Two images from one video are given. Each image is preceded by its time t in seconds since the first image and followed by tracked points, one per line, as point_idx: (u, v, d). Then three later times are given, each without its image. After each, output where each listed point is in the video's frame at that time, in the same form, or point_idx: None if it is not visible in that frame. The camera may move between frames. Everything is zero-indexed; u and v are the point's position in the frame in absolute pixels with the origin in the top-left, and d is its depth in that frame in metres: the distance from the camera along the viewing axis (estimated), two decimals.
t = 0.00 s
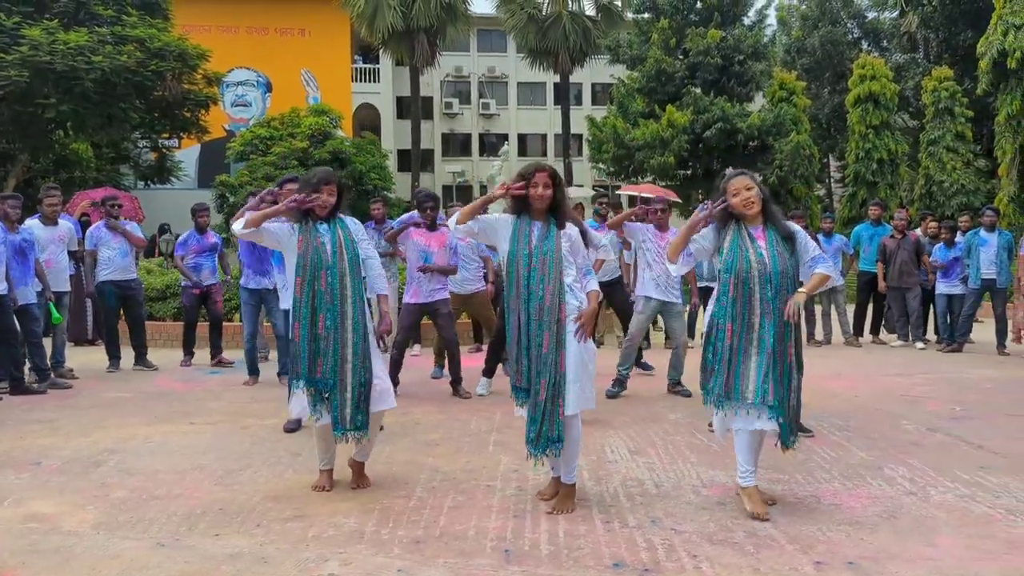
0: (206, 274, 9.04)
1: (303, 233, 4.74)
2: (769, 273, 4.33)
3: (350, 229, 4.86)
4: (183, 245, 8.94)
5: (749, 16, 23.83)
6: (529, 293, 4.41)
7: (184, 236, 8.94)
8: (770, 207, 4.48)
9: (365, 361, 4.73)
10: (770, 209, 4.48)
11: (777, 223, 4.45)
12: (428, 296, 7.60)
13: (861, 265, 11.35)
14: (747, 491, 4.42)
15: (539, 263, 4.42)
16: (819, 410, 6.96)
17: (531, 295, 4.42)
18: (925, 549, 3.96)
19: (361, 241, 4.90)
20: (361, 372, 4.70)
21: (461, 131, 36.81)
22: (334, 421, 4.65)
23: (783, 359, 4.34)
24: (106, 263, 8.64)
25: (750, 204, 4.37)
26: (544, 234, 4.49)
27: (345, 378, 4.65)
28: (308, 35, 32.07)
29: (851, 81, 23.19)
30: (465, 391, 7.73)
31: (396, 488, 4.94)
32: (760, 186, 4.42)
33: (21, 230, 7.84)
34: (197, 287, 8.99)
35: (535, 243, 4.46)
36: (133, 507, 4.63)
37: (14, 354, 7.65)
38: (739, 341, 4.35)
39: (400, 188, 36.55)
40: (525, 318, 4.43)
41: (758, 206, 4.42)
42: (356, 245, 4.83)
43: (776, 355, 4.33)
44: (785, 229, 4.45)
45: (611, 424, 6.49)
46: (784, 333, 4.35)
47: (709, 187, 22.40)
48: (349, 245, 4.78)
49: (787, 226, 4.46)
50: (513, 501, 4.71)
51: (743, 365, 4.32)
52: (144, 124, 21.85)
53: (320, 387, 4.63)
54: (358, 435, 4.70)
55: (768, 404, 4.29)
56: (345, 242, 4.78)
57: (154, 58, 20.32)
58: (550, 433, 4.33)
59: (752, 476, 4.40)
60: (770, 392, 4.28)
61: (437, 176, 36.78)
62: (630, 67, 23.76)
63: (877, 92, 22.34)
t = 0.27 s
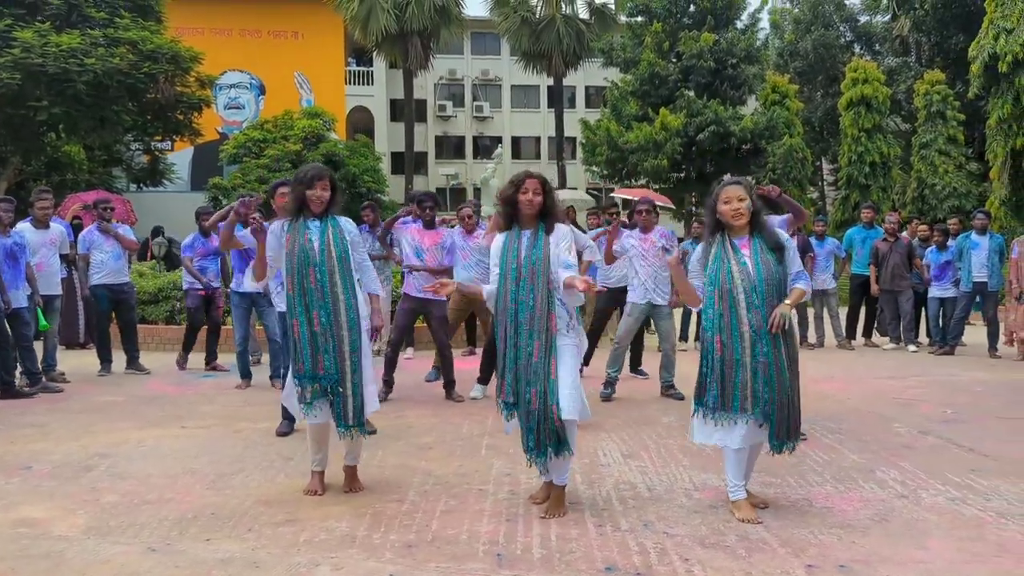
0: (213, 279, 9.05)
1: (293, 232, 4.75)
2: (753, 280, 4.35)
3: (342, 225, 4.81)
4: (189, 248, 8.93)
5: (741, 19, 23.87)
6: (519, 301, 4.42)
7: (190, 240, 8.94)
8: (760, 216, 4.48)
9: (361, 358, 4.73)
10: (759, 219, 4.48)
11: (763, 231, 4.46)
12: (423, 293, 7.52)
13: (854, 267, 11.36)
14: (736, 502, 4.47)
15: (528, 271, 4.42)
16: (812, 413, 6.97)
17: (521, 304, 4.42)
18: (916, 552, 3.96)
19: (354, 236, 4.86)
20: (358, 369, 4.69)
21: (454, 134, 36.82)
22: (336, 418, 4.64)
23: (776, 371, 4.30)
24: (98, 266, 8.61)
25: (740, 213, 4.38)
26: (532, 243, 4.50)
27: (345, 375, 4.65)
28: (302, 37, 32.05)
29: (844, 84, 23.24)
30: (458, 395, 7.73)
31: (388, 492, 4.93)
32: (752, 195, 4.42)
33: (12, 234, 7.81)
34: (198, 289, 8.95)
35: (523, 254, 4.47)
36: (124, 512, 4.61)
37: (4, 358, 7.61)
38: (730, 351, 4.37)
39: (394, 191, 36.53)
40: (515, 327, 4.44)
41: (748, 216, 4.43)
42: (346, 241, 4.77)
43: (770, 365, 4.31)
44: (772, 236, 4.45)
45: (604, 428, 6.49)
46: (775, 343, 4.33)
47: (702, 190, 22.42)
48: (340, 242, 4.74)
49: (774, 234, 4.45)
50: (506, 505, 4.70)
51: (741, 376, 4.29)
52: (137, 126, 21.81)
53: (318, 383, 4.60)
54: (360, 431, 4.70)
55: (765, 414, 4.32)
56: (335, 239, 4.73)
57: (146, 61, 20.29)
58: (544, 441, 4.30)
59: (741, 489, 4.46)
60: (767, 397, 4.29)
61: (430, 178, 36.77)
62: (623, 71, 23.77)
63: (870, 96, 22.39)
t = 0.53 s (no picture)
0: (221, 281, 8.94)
1: (288, 242, 4.77)
2: (745, 293, 4.36)
3: (338, 236, 4.78)
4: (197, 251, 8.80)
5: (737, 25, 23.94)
6: (510, 296, 4.43)
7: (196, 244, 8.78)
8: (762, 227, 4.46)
9: (344, 372, 4.69)
10: (763, 231, 4.44)
11: (759, 243, 4.42)
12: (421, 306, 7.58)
13: (848, 273, 11.40)
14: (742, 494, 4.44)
15: (520, 266, 4.42)
16: (806, 418, 6.98)
17: (513, 298, 4.43)
18: (910, 557, 3.96)
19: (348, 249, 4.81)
20: (338, 385, 4.65)
21: (451, 139, 36.87)
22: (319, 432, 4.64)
23: (767, 380, 4.30)
24: (93, 271, 8.59)
25: (744, 221, 4.39)
26: (525, 237, 4.47)
27: (324, 390, 4.64)
28: (298, 42, 32.08)
29: (839, 90, 23.31)
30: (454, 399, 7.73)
31: (382, 498, 4.92)
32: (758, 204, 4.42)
33: (7, 238, 7.78)
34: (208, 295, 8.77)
35: (515, 246, 4.47)
36: (117, 517, 4.60)
37: None
38: (716, 359, 4.41)
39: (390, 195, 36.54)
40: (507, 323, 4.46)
41: (749, 226, 4.42)
42: (340, 251, 4.74)
43: (758, 368, 4.32)
44: (766, 251, 4.42)
45: (599, 433, 6.49)
46: (766, 346, 4.35)
47: (698, 195, 22.46)
48: (334, 252, 4.72)
49: (769, 246, 4.43)
50: (501, 510, 4.70)
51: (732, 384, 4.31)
52: (132, 131, 21.79)
53: (295, 398, 4.62)
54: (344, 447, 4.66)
55: (762, 423, 4.24)
56: (330, 249, 4.71)
57: (142, 65, 20.28)
58: (533, 437, 4.34)
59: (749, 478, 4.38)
60: (761, 408, 4.24)
61: (427, 183, 36.80)
62: (619, 76, 23.82)
63: (865, 102, 22.45)
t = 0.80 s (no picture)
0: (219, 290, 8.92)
1: (278, 244, 4.79)
2: (744, 290, 4.35)
3: (328, 237, 4.73)
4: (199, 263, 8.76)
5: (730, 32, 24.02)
6: (506, 308, 4.43)
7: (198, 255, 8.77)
8: (758, 226, 4.48)
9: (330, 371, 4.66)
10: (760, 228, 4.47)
11: (756, 247, 4.47)
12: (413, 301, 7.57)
13: (842, 279, 11.42)
14: (735, 514, 4.43)
15: (515, 277, 4.43)
16: (800, 425, 6.98)
17: (508, 309, 4.42)
18: (903, 564, 3.96)
19: (339, 248, 4.73)
20: (322, 385, 4.63)
21: (445, 145, 36.90)
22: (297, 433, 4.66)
23: (761, 377, 4.31)
24: (85, 278, 8.57)
25: (740, 222, 4.40)
26: (520, 249, 4.50)
27: (307, 390, 4.64)
28: (292, 48, 32.08)
29: (832, 97, 23.41)
30: (448, 406, 7.72)
31: (376, 505, 4.91)
32: (756, 205, 4.43)
33: None
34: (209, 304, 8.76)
35: (511, 259, 4.49)
36: (109, 524, 4.58)
37: None
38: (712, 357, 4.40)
39: (384, 201, 36.53)
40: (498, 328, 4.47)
41: (746, 228, 4.44)
42: (328, 252, 4.69)
43: (751, 375, 4.31)
44: (763, 255, 4.45)
45: (593, 439, 6.49)
46: (763, 339, 4.33)
47: (692, 202, 22.52)
48: (321, 253, 4.68)
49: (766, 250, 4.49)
50: (495, 517, 4.69)
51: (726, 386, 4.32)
52: (126, 136, 21.76)
53: (281, 401, 4.71)
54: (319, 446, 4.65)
55: (739, 422, 4.30)
56: (316, 250, 4.68)
57: (135, 70, 20.27)
58: (519, 443, 4.35)
59: (740, 501, 4.41)
60: (741, 408, 4.29)
61: (421, 189, 36.81)
62: (614, 83, 23.87)
63: (858, 109, 22.55)
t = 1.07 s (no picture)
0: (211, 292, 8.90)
1: (264, 248, 4.78)
2: (740, 298, 4.37)
3: (315, 244, 4.74)
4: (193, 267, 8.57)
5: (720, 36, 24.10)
6: (491, 307, 4.44)
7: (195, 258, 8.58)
8: (750, 232, 4.51)
9: (312, 380, 4.65)
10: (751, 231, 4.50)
11: (749, 253, 4.51)
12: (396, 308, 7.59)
13: (831, 282, 11.47)
14: (726, 504, 4.41)
15: (502, 278, 4.43)
16: (788, 427, 7.01)
17: (494, 310, 4.43)
18: (890, 565, 3.98)
19: (326, 257, 4.75)
20: (301, 391, 4.62)
21: (435, 147, 36.90)
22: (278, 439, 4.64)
23: (751, 384, 4.32)
24: (72, 280, 8.53)
25: (730, 226, 4.40)
26: (509, 251, 4.49)
27: (284, 396, 4.63)
28: (282, 50, 32.04)
29: (821, 101, 23.53)
30: (438, 408, 7.72)
31: (365, 507, 4.90)
32: (745, 210, 4.46)
33: None
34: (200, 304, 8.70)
35: (500, 259, 4.48)
36: (96, 527, 4.55)
37: None
38: (703, 362, 4.41)
39: (375, 204, 36.48)
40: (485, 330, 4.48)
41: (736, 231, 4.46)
42: (315, 259, 4.70)
43: (744, 379, 4.32)
44: (755, 260, 4.50)
45: (582, 441, 6.49)
46: (755, 360, 4.35)
47: (682, 205, 22.56)
48: (308, 260, 4.67)
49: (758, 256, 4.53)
50: (484, 520, 4.68)
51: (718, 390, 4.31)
52: (114, 138, 21.68)
53: (261, 405, 4.71)
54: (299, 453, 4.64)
55: (739, 429, 4.27)
56: (303, 257, 4.68)
57: (124, 72, 20.22)
58: (506, 449, 4.32)
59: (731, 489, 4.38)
60: (738, 414, 4.25)
61: (411, 192, 36.80)
62: (604, 86, 23.91)
63: (846, 112, 22.66)
